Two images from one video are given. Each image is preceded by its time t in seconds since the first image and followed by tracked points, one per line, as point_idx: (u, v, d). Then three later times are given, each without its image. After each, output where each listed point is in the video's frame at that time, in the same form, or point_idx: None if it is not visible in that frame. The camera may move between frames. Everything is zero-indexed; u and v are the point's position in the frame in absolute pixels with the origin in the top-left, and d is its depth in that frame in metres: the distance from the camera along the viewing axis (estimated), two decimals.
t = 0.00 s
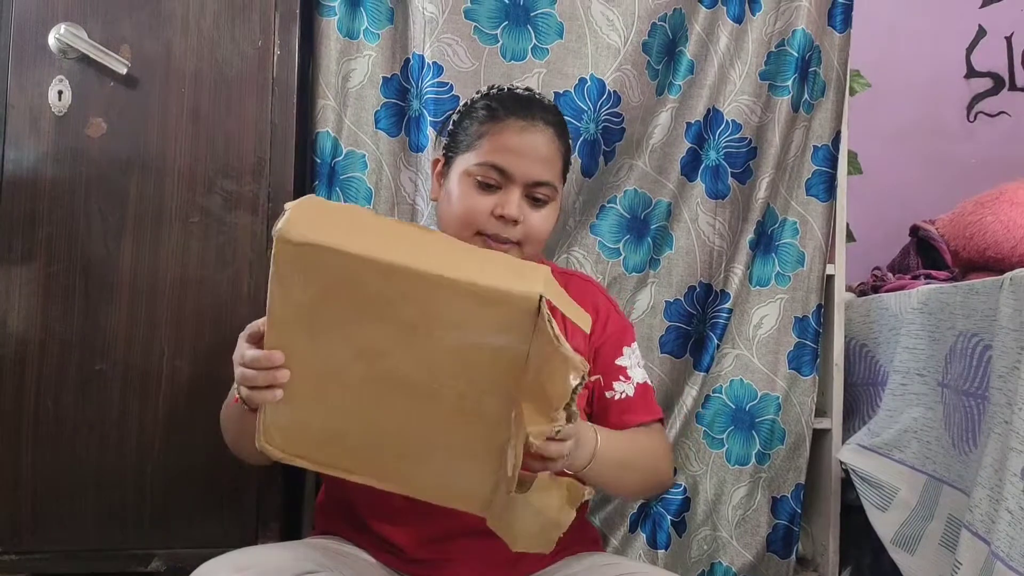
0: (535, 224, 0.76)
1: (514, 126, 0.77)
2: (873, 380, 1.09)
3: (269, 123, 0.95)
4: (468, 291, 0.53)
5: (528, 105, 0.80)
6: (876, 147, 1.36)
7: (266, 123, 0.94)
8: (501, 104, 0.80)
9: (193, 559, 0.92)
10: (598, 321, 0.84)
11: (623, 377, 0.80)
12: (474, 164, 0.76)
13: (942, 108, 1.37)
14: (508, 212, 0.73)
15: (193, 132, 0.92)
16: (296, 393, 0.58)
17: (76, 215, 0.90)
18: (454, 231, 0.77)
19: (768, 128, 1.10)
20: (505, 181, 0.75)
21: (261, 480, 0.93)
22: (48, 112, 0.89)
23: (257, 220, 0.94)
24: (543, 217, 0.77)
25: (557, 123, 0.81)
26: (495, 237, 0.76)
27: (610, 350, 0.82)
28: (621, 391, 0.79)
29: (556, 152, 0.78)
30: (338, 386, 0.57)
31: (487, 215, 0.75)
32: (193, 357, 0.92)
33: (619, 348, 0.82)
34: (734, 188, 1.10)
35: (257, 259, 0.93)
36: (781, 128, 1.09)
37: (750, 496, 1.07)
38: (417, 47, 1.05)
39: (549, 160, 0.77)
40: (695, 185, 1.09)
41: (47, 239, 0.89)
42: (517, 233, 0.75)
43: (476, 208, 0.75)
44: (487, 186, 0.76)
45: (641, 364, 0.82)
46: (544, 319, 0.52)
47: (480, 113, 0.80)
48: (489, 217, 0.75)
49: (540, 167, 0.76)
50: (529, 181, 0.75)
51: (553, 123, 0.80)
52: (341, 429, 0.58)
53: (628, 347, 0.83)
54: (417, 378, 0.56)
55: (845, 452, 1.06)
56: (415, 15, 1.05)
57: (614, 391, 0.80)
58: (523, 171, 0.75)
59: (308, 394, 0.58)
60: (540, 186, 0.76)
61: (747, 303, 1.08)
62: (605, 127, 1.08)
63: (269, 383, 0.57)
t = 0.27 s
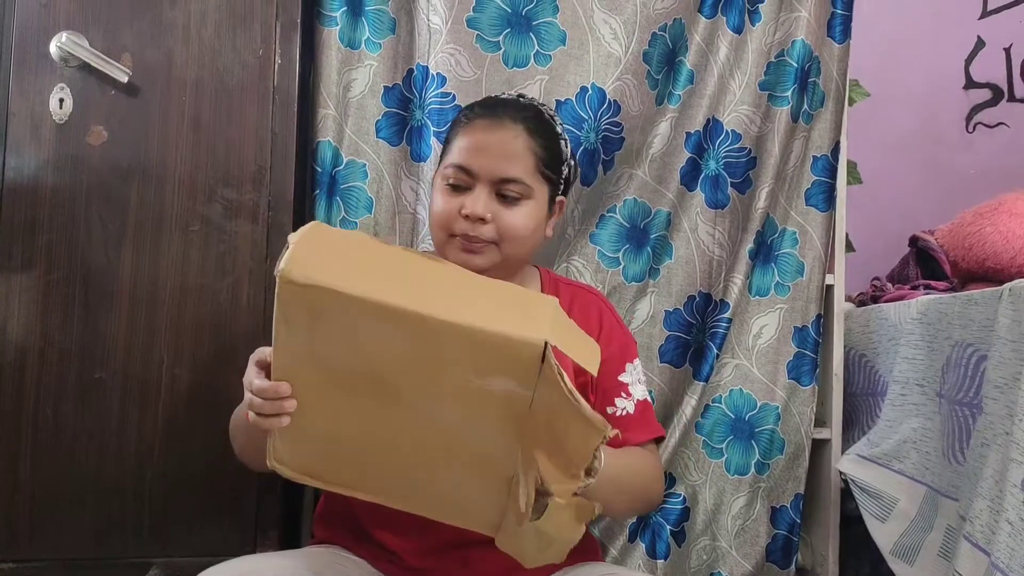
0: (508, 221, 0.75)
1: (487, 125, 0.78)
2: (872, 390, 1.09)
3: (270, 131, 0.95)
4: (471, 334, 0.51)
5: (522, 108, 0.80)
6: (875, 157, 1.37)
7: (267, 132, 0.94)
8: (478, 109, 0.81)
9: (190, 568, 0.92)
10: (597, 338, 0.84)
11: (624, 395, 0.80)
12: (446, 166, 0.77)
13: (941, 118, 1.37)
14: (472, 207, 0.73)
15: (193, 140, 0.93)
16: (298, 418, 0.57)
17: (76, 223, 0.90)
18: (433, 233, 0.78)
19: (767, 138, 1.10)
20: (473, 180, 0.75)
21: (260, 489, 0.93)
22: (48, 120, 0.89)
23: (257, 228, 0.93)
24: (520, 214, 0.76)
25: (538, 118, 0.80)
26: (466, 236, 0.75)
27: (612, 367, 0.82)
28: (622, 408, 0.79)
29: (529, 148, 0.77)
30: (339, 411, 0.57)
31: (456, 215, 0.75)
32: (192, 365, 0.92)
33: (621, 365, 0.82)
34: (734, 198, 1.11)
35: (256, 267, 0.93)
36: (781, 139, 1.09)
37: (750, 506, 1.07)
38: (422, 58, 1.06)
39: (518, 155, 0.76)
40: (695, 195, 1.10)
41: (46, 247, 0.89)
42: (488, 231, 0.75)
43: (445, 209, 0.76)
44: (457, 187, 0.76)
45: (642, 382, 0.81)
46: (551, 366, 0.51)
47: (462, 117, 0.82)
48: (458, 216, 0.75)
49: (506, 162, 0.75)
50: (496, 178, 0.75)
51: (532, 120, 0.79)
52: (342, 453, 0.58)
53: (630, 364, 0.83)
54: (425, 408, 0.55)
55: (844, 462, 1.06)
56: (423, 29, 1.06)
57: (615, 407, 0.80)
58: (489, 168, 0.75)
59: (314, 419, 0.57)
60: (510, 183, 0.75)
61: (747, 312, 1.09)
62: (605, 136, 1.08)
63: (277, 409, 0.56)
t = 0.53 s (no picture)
0: (461, 206, 0.77)
1: (436, 114, 0.81)
2: (875, 385, 1.09)
3: (272, 126, 0.94)
4: (453, 336, 0.49)
5: (475, 96, 0.83)
6: (878, 152, 1.37)
7: (269, 127, 0.94)
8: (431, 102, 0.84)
9: (193, 562, 0.92)
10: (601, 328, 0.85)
11: (631, 386, 0.80)
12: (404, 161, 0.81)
13: (945, 113, 1.37)
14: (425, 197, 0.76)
15: (195, 135, 0.92)
16: (287, 426, 0.56)
17: (79, 218, 0.90)
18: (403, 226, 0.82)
19: (770, 133, 1.10)
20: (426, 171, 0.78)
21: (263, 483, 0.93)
22: (51, 114, 0.89)
23: (259, 223, 0.93)
24: (474, 198, 0.77)
25: (486, 105, 0.82)
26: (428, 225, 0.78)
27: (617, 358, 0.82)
28: (631, 401, 0.79)
29: (471, 131, 0.79)
30: (323, 420, 0.55)
31: (414, 207, 0.78)
32: (195, 360, 0.92)
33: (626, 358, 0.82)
34: (736, 192, 1.10)
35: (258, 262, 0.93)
36: (784, 134, 1.09)
37: (752, 500, 1.08)
38: (424, 52, 1.05)
39: (460, 140, 0.78)
40: (697, 190, 1.10)
41: (49, 242, 0.89)
42: (443, 218, 0.77)
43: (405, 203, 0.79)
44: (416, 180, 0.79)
45: (648, 372, 0.81)
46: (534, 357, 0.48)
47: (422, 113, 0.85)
48: (416, 208, 0.78)
49: (452, 149, 0.78)
50: (444, 165, 0.77)
51: (479, 105, 0.81)
52: (333, 454, 0.56)
53: (634, 356, 0.83)
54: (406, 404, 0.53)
55: (846, 457, 1.05)
56: (424, 24, 1.05)
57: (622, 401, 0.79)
58: (436, 156, 0.78)
59: (299, 425, 0.55)
60: (459, 169, 0.77)
61: (749, 307, 1.09)
62: (608, 131, 1.07)
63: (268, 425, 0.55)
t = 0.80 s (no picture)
0: (509, 204, 0.77)
1: (476, 110, 0.77)
2: (877, 378, 1.09)
3: (274, 117, 0.94)
4: (296, 380, 0.47)
5: (510, 89, 0.81)
6: (880, 146, 1.36)
7: (271, 118, 0.94)
8: (462, 92, 0.80)
9: (194, 554, 0.91)
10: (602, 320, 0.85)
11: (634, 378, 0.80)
12: (441, 157, 0.77)
13: (947, 108, 1.36)
14: (478, 196, 0.74)
15: (197, 126, 0.92)
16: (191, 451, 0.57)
17: (81, 210, 0.90)
18: (433, 223, 0.79)
19: (773, 126, 1.09)
20: (472, 167, 0.76)
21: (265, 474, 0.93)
22: (53, 106, 0.89)
23: (261, 215, 0.93)
24: (521, 195, 0.78)
25: (524, 101, 0.81)
26: (470, 222, 0.77)
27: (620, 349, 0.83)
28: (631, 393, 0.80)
29: (523, 130, 0.78)
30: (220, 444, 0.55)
31: (459, 204, 0.76)
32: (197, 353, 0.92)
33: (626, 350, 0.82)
34: (739, 185, 1.11)
35: (260, 254, 0.93)
36: (787, 126, 1.09)
37: (753, 494, 1.08)
38: (425, 43, 1.04)
39: (511, 137, 0.77)
40: (700, 183, 1.10)
41: (51, 234, 0.89)
42: (492, 216, 0.77)
43: (449, 199, 0.76)
44: (455, 175, 0.77)
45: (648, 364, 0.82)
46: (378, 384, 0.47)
47: (444, 104, 0.80)
48: (462, 205, 0.76)
49: (504, 146, 0.76)
50: (495, 162, 0.76)
51: (519, 101, 0.80)
52: (247, 467, 0.59)
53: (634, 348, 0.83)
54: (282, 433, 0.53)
55: (849, 451, 1.06)
56: (424, 15, 1.05)
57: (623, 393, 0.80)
58: (485, 153, 0.76)
59: (199, 451, 0.56)
60: (509, 166, 0.77)
61: (751, 300, 1.09)
62: (611, 124, 1.07)
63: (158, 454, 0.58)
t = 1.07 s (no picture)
0: (532, 199, 0.77)
1: (502, 104, 0.78)
2: (878, 372, 1.09)
3: (276, 109, 0.94)
4: None
5: (523, 82, 0.82)
6: (883, 140, 1.36)
7: (272, 110, 0.93)
8: (483, 83, 0.80)
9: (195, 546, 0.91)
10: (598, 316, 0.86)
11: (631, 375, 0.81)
12: (465, 148, 0.77)
13: (949, 102, 1.36)
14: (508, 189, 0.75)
15: (198, 118, 0.92)
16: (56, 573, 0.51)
17: (81, 202, 0.90)
18: (453, 214, 0.77)
19: (775, 119, 1.09)
20: (500, 160, 0.76)
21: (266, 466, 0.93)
22: (53, 97, 0.89)
23: (262, 207, 0.93)
24: (539, 190, 0.79)
25: (540, 99, 0.82)
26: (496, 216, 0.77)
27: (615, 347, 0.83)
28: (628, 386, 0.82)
29: (542, 126, 0.80)
30: None
31: (487, 197, 0.76)
32: (197, 345, 0.91)
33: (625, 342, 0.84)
34: (740, 178, 1.10)
35: (261, 246, 0.92)
36: (789, 120, 1.09)
37: (754, 487, 1.09)
38: (427, 37, 1.05)
39: (534, 132, 0.78)
40: (701, 176, 1.10)
41: (52, 225, 0.89)
42: (517, 211, 0.77)
43: (476, 192, 0.76)
44: (481, 168, 0.77)
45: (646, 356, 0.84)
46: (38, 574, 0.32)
47: (456, 94, 0.80)
48: (490, 199, 0.76)
49: (527, 141, 0.77)
50: (520, 157, 0.77)
51: (538, 99, 0.81)
52: None
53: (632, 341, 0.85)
54: None
55: (849, 445, 1.06)
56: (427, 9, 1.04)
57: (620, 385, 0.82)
58: (512, 147, 0.76)
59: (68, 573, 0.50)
60: (532, 161, 0.78)
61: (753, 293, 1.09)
62: (613, 116, 1.07)
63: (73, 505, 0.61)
